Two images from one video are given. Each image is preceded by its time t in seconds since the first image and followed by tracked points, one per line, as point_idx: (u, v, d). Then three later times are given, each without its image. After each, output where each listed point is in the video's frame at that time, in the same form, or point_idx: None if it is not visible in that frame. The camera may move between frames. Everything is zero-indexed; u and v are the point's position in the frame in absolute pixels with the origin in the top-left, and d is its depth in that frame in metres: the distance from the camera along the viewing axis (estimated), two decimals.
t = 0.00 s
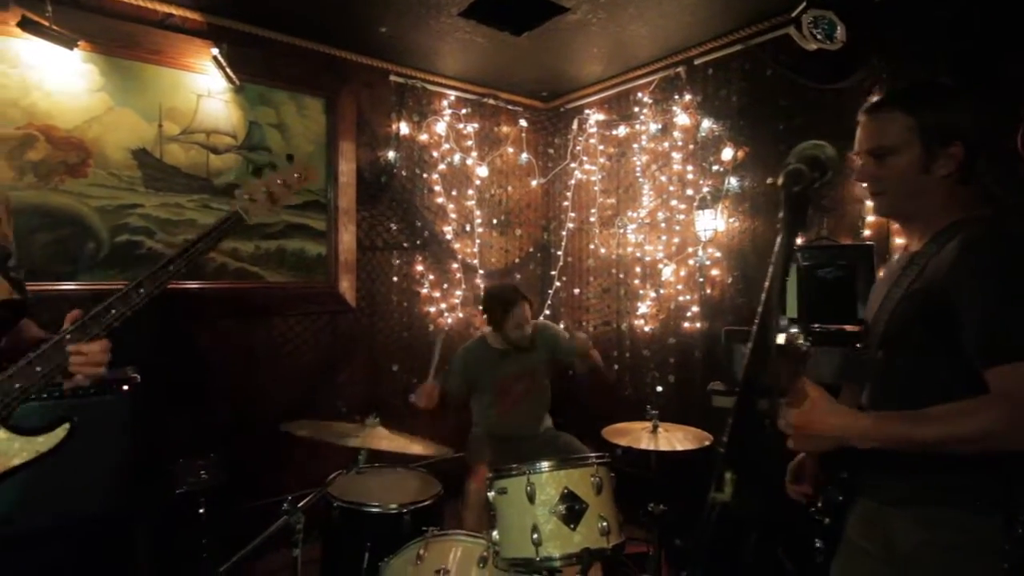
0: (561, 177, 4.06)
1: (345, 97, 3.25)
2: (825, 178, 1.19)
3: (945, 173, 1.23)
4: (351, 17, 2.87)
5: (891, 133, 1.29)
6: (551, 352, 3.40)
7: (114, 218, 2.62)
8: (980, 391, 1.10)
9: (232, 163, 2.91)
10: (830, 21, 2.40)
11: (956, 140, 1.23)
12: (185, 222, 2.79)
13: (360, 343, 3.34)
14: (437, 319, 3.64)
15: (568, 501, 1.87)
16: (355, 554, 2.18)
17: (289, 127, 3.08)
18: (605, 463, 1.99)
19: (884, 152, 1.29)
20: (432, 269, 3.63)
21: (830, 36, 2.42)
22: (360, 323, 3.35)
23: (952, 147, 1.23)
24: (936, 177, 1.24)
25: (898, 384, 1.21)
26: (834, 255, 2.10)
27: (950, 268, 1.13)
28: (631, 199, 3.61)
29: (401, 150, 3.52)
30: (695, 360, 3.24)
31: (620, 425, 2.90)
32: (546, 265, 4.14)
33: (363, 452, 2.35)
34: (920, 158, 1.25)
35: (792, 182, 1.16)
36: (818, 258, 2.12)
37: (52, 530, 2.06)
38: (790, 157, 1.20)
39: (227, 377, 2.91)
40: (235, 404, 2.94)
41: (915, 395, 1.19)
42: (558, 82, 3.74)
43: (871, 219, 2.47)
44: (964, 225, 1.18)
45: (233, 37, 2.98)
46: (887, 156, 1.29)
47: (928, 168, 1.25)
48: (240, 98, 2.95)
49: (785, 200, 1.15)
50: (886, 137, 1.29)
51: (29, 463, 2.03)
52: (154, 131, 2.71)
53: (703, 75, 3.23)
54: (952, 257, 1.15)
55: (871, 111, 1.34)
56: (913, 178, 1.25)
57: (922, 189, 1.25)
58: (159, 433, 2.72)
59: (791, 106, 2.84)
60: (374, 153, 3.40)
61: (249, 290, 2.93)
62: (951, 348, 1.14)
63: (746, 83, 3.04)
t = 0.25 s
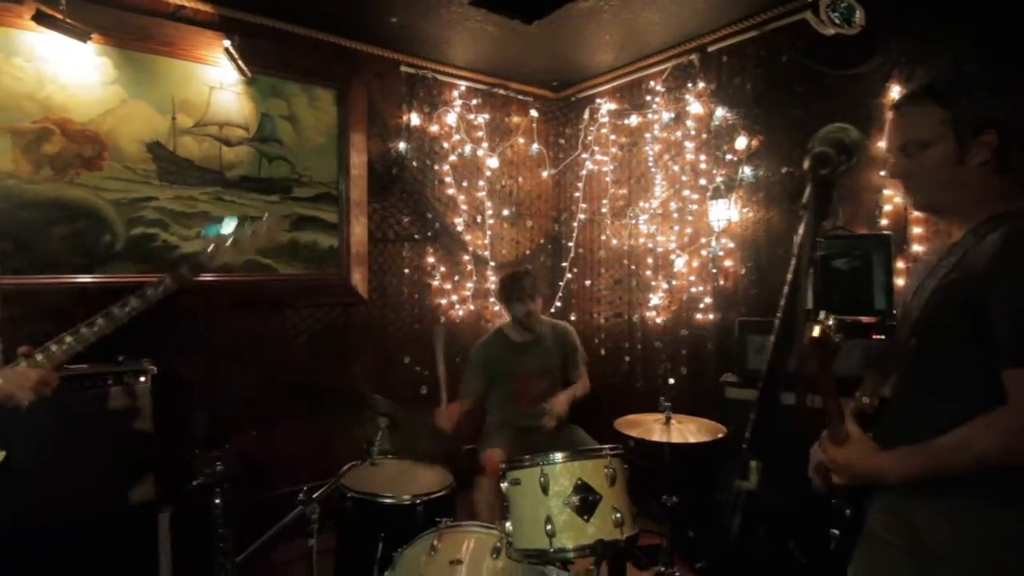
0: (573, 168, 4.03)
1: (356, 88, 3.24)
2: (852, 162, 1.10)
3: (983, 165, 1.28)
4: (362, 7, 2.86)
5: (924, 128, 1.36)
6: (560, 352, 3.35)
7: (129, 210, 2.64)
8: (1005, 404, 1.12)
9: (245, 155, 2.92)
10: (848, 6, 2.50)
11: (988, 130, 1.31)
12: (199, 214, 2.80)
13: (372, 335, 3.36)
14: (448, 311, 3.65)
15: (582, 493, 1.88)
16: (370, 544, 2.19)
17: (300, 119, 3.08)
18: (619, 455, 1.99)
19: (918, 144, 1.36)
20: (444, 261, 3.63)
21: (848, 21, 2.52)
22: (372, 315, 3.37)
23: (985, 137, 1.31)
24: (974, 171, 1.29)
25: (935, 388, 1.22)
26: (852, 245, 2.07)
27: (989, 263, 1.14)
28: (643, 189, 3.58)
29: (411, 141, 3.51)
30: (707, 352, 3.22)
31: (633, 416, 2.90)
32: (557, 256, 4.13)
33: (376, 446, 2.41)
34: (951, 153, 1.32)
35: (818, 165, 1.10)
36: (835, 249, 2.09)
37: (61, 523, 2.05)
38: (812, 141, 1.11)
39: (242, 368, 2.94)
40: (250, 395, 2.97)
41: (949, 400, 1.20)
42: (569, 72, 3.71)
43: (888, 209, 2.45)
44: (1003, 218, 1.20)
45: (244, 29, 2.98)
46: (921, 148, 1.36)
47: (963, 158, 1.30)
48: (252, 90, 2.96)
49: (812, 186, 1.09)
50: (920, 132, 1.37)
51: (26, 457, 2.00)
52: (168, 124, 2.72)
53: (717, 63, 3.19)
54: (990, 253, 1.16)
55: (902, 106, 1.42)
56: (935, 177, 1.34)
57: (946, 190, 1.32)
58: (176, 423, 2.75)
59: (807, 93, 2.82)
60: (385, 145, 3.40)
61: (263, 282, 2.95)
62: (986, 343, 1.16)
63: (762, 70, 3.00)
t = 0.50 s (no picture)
0: (586, 173, 4.03)
1: (371, 93, 3.27)
2: (880, 170, 1.07)
3: (1015, 191, 1.20)
4: (378, 13, 2.89)
5: (940, 172, 1.29)
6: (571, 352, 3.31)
7: (148, 212, 2.68)
8: None
9: (261, 159, 2.96)
10: (866, 11, 2.41)
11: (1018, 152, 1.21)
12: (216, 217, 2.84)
13: (384, 338, 3.37)
14: (460, 315, 3.65)
15: (596, 499, 1.86)
16: (381, 546, 2.19)
17: (316, 123, 3.11)
18: (633, 461, 1.98)
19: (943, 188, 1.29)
20: (456, 265, 3.64)
21: (866, 28, 2.46)
22: (385, 319, 3.38)
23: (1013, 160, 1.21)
24: (1008, 200, 1.21)
25: (964, 409, 1.25)
26: (870, 253, 2.03)
27: None
28: (657, 195, 3.57)
29: (426, 146, 3.53)
30: (721, 359, 3.20)
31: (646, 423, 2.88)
32: (570, 262, 4.12)
33: (387, 446, 2.40)
34: (980, 183, 1.23)
35: (847, 174, 1.07)
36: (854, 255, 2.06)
37: (76, 520, 2.08)
38: (838, 150, 1.09)
39: (255, 370, 2.96)
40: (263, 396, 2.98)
41: (978, 421, 1.23)
42: (583, 77, 3.71)
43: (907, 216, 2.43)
44: None
45: (263, 35, 3.02)
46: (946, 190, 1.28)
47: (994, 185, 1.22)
48: (270, 95, 3.00)
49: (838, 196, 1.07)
50: (937, 177, 1.30)
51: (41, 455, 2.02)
52: (188, 128, 2.77)
53: (732, 69, 3.18)
54: None
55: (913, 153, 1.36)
56: (968, 208, 1.25)
57: (983, 220, 1.23)
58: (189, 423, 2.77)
59: (824, 98, 2.81)
60: (399, 150, 3.42)
61: (278, 284, 2.98)
62: None
63: (778, 76, 2.99)
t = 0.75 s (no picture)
0: (596, 173, 4.02)
1: (381, 94, 3.29)
2: (895, 168, 1.06)
3: None
4: (389, 14, 2.90)
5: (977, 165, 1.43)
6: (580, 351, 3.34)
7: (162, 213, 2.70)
8: None
9: (273, 160, 2.98)
10: (881, 10, 2.41)
11: None
12: (229, 218, 2.86)
13: (395, 338, 3.39)
14: (470, 315, 3.65)
15: (607, 500, 1.86)
16: (393, 545, 2.21)
17: (327, 124, 3.13)
18: (644, 462, 1.97)
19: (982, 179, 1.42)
20: (466, 266, 3.65)
21: (881, 25, 2.44)
22: (395, 319, 3.39)
23: None
24: None
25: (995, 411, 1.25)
26: (884, 253, 2.01)
27: None
28: (668, 195, 3.56)
29: (435, 146, 3.54)
30: (732, 359, 3.18)
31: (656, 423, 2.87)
32: (579, 262, 4.11)
33: (398, 446, 2.40)
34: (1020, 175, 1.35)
35: (866, 172, 1.05)
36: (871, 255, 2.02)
37: (92, 517, 2.12)
38: (857, 149, 1.06)
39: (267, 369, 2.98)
40: (275, 396, 3.00)
41: (1011, 426, 1.22)
42: (593, 76, 3.71)
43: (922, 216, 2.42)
44: None
45: (275, 37, 3.04)
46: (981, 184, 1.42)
47: None
48: (281, 96, 3.02)
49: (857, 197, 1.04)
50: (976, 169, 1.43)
51: (56, 456, 2.05)
52: (201, 129, 2.79)
53: (743, 67, 3.16)
54: None
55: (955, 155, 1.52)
56: (1002, 199, 1.39)
57: (1004, 213, 1.38)
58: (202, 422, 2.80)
59: (836, 97, 2.78)
60: (409, 150, 3.43)
61: (290, 284, 3.00)
62: None
63: (790, 75, 2.96)
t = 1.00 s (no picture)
0: (607, 175, 4.01)
1: (394, 97, 3.31)
2: (917, 169, 1.06)
3: None
4: (402, 19, 2.93)
5: None
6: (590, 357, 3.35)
7: (179, 216, 2.74)
8: None
9: (288, 164, 3.01)
10: (897, 10, 2.40)
11: None
12: (244, 221, 2.89)
13: (407, 339, 3.40)
14: (481, 317, 3.66)
15: (622, 502, 1.86)
16: (407, 546, 2.22)
17: (341, 128, 3.16)
18: (659, 464, 1.97)
19: None
20: (478, 268, 3.66)
21: (896, 25, 2.44)
22: (407, 321, 3.41)
23: None
24: None
25: None
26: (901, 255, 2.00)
27: None
28: (680, 197, 3.55)
29: (447, 149, 3.56)
30: (746, 362, 3.16)
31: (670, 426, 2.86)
32: (591, 264, 4.10)
33: (414, 447, 2.40)
34: None
35: (889, 173, 1.04)
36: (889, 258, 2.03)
37: (113, 515, 2.15)
38: (877, 151, 1.06)
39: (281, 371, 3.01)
40: (289, 397, 3.03)
41: None
42: (604, 79, 3.71)
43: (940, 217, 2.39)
44: None
45: (290, 42, 3.08)
46: None
47: None
48: (295, 100, 3.05)
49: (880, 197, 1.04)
50: None
51: (79, 454, 2.09)
52: (217, 134, 2.83)
53: (756, 68, 3.15)
54: None
55: None
56: None
57: None
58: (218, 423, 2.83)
59: (852, 98, 2.76)
60: (422, 153, 3.45)
61: (304, 286, 3.03)
62: None
63: (803, 76, 2.95)
